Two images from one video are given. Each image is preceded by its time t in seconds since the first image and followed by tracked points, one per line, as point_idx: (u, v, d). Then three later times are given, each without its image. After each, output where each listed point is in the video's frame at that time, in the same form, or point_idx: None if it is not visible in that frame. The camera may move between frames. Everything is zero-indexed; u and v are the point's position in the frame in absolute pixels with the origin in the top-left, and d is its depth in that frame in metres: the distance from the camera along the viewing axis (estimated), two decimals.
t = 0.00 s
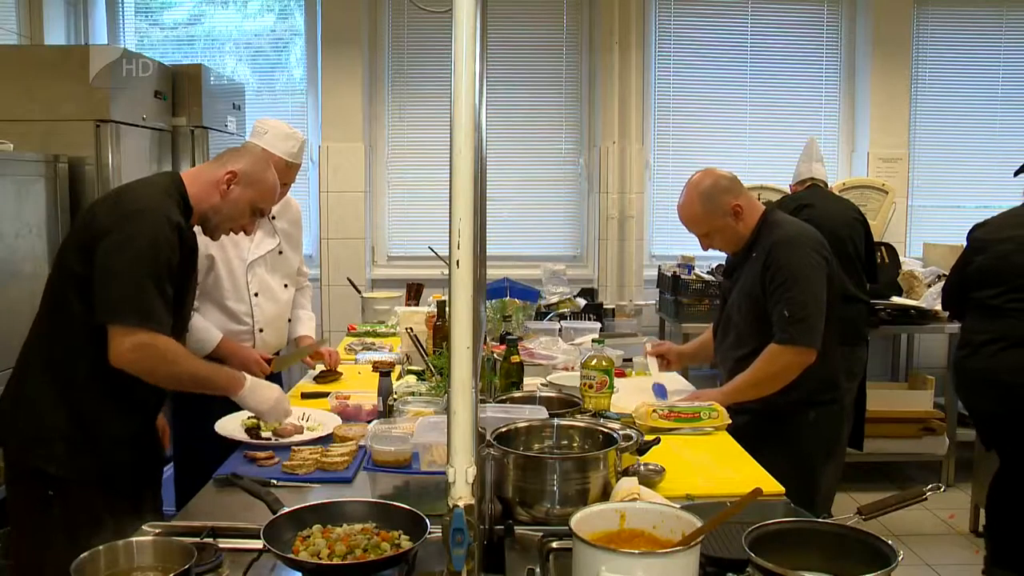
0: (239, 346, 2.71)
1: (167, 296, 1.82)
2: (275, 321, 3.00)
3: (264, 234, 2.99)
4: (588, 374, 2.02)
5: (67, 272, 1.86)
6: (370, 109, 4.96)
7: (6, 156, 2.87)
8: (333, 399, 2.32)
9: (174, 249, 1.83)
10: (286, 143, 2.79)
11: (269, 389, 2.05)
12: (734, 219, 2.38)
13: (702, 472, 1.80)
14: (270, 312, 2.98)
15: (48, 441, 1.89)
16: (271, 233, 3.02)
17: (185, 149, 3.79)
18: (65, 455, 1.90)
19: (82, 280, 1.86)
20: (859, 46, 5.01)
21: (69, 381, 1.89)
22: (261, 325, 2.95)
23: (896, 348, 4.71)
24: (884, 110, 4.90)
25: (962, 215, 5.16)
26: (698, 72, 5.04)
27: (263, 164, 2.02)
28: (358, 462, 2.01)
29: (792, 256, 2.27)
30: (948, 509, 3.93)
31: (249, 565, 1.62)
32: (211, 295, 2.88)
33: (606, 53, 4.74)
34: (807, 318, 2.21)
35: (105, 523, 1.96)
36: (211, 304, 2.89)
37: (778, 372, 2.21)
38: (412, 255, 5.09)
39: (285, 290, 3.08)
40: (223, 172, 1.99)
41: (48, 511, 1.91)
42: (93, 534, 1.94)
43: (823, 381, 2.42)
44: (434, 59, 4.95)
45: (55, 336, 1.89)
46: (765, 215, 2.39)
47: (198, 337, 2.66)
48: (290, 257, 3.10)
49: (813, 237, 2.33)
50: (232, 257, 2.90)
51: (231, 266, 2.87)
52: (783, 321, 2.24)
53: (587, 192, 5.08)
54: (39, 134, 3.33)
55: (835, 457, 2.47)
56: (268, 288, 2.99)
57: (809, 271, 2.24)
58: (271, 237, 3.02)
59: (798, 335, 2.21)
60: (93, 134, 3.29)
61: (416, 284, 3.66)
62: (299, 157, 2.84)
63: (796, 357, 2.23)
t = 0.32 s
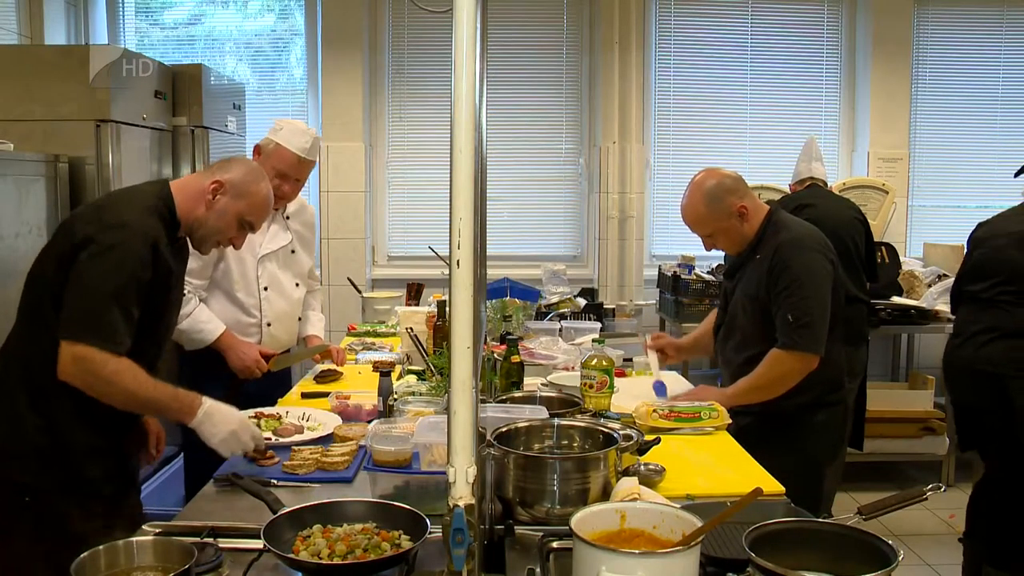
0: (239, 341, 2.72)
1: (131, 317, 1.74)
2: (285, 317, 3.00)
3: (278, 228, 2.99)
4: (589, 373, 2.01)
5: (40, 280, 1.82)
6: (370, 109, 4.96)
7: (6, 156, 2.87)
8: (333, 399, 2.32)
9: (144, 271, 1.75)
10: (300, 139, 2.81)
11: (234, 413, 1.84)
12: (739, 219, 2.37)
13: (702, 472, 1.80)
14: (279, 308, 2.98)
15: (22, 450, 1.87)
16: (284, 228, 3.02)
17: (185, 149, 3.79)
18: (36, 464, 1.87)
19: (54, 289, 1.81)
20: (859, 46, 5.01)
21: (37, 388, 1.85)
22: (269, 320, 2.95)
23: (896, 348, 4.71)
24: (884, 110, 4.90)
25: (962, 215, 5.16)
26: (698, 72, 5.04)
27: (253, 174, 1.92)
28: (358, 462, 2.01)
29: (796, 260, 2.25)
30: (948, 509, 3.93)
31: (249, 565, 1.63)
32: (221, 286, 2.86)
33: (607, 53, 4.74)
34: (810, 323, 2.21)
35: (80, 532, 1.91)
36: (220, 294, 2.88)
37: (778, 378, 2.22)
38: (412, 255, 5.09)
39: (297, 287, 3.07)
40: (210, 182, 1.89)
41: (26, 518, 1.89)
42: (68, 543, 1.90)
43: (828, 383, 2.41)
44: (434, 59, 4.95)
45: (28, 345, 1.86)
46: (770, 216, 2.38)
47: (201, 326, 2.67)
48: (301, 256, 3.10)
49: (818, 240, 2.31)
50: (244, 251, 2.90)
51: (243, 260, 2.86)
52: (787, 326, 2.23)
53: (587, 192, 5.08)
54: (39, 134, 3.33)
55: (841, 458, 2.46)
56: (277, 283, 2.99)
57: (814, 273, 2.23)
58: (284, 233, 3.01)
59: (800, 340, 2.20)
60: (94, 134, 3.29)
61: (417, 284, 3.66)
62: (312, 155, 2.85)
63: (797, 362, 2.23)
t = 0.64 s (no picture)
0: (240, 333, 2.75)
1: (120, 331, 1.72)
2: (290, 316, 2.98)
3: (291, 227, 2.98)
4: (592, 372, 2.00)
5: (26, 288, 1.80)
6: (372, 109, 4.96)
7: (9, 156, 2.88)
8: (335, 399, 2.31)
9: (135, 283, 1.72)
10: (317, 142, 2.83)
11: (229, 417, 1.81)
12: (745, 220, 2.36)
13: (704, 472, 1.80)
14: (285, 305, 2.96)
15: (9, 455, 1.86)
16: (298, 230, 3.01)
17: (187, 149, 3.79)
18: (23, 470, 1.86)
19: (39, 295, 1.79)
20: (862, 45, 5.01)
21: (21, 394, 1.84)
22: (273, 316, 2.93)
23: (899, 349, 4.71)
24: (887, 110, 4.89)
25: (964, 215, 5.16)
26: (700, 72, 5.04)
27: (246, 185, 1.87)
28: (360, 462, 2.01)
29: (805, 261, 2.25)
30: (950, 510, 3.93)
31: (251, 564, 1.63)
32: (228, 277, 2.88)
33: (609, 53, 4.74)
34: (817, 325, 2.21)
35: (65, 537, 1.89)
36: (226, 285, 2.89)
37: (786, 380, 2.21)
38: (414, 255, 5.09)
39: (305, 289, 3.04)
40: (201, 193, 1.85)
41: (11, 522, 1.87)
42: (56, 549, 1.88)
43: (835, 384, 2.40)
44: (436, 58, 4.95)
45: (10, 351, 1.83)
46: (775, 217, 2.38)
47: (204, 315, 2.70)
48: (312, 259, 3.08)
49: (824, 241, 2.31)
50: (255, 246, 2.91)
51: (252, 254, 2.87)
52: (793, 328, 2.23)
53: (589, 192, 5.08)
54: (42, 134, 3.33)
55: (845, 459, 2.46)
56: (286, 281, 2.97)
57: (820, 276, 2.23)
58: (298, 234, 3.00)
59: (808, 343, 2.21)
60: (96, 133, 3.30)
61: (418, 284, 3.66)
62: (330, 160, 2.87)
63: (805, 364, 2.23)
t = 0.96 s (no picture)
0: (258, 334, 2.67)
1: (134, 336, 1.73)
2: (296, 315, 2.99)
3: (292, 226, 3.00)
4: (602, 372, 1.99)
5: (37, 291, 1.80)
6: (382, 108, 4.96)
7: (19, 155, 2.88)
8: (346, 398, 2.30)
9: (145, 286, 1.72)
10: (318, 137, 2.83)
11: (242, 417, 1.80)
12: (760, 220, 2.36)
13: (716, 472, 1.79)
14: (290, 305, 2.97)
15: (21, 455, 1.85)
16: (299, 227, 3.02)
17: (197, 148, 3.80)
18: (32, 472, 1.86)
19: (49, 298, 1.79)
20: (873, 45, 4.99)
21: (34, 394, 1.84)
22: (279, 316, 2.94)
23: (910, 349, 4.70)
24: (897, 109, 4.88)
25: (974, 215, 5.15)
26: (710, 71, 5.03)
27: (256, 187, 1.83)
28: (371, 461, 2.01)
29: (818, 261, 2.25)
30: (964, 511, 3.93)
31: (262, 563, 1.63)
32: (233, 280, 2.89)
33: (619, 53, 4.74)
34: (832, 325, 2.21)
35: (77, 536, 1.89)
36: (232, 289, 2.89)
37: (800, 380, 2.21)
38: (425, 254, 5.09)
39: (310, 287, 3.05)
40: (212, 195, 1.83)
41: (22, 521, 1.86)
42: (68, 548, 1.88)
43: (849, 384, 2.40)
44: (446, 57, 4.95)
45: (21, 353, 1.84)
46: (789, 217, 2.37)
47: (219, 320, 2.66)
48: (315, 257, 3.09)
49: (838, 240, 2.31)
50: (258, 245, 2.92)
51: (257, 256, 2.88)
52: (808, 328, 2.23)
53: (599, 191, 5.08)
54: (52, 134, 3.34)
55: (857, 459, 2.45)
56: (290, 280, 2.99)
57: (835, 276, 2.23)
58: (300, 232, 3.01)
59: (821, 342, 2.20)
60: (106, 133, 3.30)
61: (429, 283, 3.65)
62: (330, 154, 2.86)
63: (818, 365, 2.22)
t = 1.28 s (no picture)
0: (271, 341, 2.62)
1: (159, 331, 1.72)
2: (308, 318, 2.96)
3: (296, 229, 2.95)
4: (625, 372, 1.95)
5: (61, 288, 1.78)
6: (400, 105, 4.93)
7: (36, 153, 2.87)
8: (364, 398, 2.28)
9: (172, 284, 1.71)
10: (322, 144, 2.70)
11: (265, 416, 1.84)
12: (782, 219, 2.35)
13: (739, 474, 1.77)
14: (302, 308, 2.94)
15: (42, 453, 1.84)
16: (303, 228, 2.96)
17: (214, 147, 3.79)
18: (53, 470, 1.85)
19: (74, 296, 1.78)
20: (900, 41, 4.94)
21: (56, 392, 1.83)
22: (292, 322, 2.91)
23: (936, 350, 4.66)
24: (923, 105, 4.82)
25: (998, 214, 5.10)
26: (731, 67, 4.99)
27: (282, 186, 1.83)
28: (390, 462, 1.99)
29: (843, 261, 2.23)
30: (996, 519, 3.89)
31: (281, 564, 1.62)
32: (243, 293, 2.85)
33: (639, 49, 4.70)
34: (857, 325, 2.18)
35: (97, 534, 1.88)
36: (243, 302, 2.86)
37: (824, 381, 2.19)
38: (444, 254, 5.07)
39: (318, 286, 3.03)
40: (238, 194, 1.82)
41: (43, 519, 1.85)
42: (86, 546, 1.86)
43: (874, 386, 2.37)
44: (465, 53, 4.92)
45: (43, 351, 1.82)
46: (812, 216, 2.36)
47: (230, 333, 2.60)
48: (321, 253, 3.05)
49: (864, 239, 2.29)
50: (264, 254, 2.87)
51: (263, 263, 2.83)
52: (832, 328, 2.21)
53: (620, 189, 5.05)
54: (68, 132, 3.32)
55: (883, 463, 2.43)
56: (298, 283, 2.95)
57: (860, 275, 2.21)
58: (303, 233, 2.97)
59: (845, 342, 2.18)
60: (123, 130, 3.28)
61: (447, 283, 3.65)
62: (335, 159, 2.74)
63: (842, 365, 2.20)
